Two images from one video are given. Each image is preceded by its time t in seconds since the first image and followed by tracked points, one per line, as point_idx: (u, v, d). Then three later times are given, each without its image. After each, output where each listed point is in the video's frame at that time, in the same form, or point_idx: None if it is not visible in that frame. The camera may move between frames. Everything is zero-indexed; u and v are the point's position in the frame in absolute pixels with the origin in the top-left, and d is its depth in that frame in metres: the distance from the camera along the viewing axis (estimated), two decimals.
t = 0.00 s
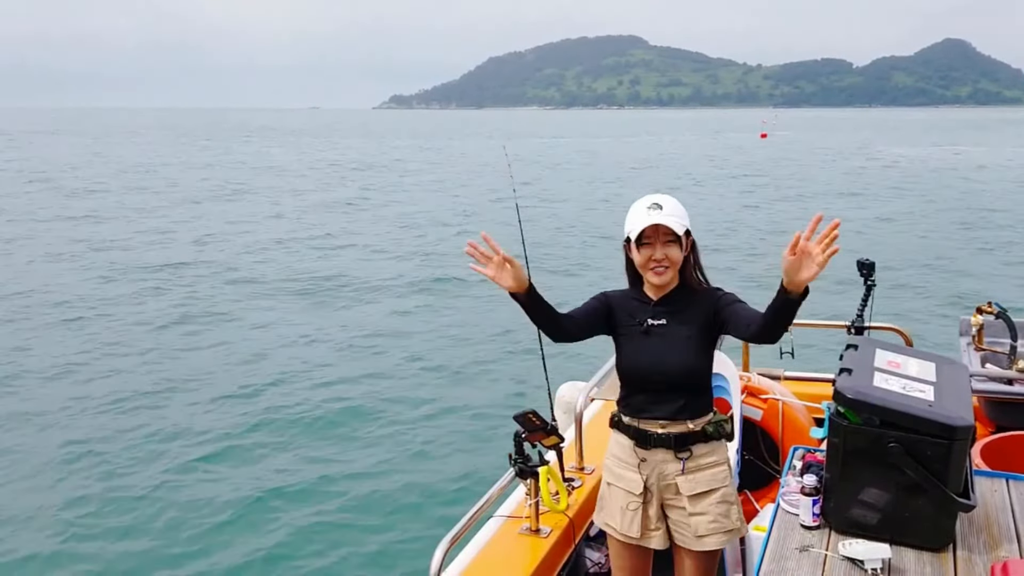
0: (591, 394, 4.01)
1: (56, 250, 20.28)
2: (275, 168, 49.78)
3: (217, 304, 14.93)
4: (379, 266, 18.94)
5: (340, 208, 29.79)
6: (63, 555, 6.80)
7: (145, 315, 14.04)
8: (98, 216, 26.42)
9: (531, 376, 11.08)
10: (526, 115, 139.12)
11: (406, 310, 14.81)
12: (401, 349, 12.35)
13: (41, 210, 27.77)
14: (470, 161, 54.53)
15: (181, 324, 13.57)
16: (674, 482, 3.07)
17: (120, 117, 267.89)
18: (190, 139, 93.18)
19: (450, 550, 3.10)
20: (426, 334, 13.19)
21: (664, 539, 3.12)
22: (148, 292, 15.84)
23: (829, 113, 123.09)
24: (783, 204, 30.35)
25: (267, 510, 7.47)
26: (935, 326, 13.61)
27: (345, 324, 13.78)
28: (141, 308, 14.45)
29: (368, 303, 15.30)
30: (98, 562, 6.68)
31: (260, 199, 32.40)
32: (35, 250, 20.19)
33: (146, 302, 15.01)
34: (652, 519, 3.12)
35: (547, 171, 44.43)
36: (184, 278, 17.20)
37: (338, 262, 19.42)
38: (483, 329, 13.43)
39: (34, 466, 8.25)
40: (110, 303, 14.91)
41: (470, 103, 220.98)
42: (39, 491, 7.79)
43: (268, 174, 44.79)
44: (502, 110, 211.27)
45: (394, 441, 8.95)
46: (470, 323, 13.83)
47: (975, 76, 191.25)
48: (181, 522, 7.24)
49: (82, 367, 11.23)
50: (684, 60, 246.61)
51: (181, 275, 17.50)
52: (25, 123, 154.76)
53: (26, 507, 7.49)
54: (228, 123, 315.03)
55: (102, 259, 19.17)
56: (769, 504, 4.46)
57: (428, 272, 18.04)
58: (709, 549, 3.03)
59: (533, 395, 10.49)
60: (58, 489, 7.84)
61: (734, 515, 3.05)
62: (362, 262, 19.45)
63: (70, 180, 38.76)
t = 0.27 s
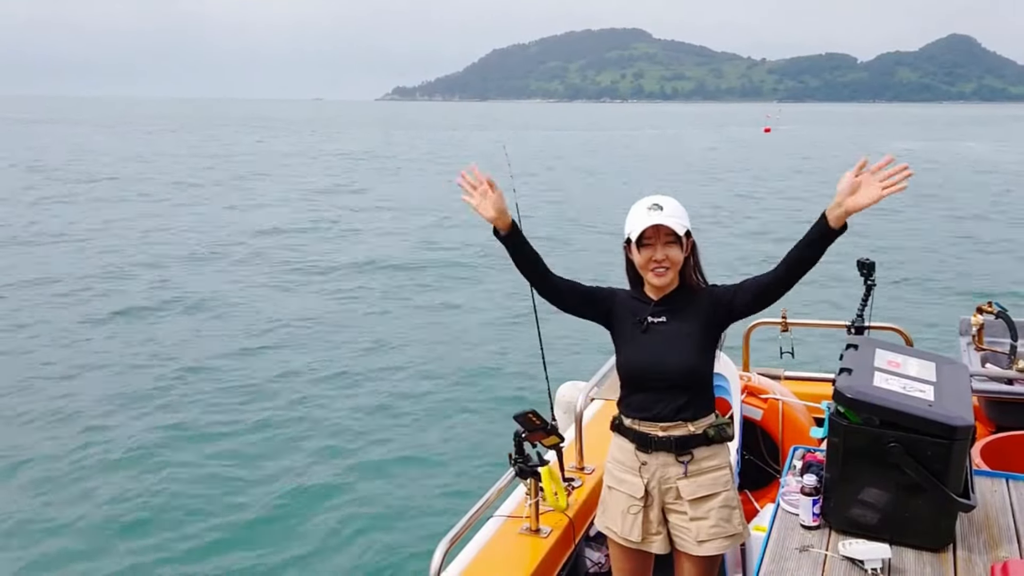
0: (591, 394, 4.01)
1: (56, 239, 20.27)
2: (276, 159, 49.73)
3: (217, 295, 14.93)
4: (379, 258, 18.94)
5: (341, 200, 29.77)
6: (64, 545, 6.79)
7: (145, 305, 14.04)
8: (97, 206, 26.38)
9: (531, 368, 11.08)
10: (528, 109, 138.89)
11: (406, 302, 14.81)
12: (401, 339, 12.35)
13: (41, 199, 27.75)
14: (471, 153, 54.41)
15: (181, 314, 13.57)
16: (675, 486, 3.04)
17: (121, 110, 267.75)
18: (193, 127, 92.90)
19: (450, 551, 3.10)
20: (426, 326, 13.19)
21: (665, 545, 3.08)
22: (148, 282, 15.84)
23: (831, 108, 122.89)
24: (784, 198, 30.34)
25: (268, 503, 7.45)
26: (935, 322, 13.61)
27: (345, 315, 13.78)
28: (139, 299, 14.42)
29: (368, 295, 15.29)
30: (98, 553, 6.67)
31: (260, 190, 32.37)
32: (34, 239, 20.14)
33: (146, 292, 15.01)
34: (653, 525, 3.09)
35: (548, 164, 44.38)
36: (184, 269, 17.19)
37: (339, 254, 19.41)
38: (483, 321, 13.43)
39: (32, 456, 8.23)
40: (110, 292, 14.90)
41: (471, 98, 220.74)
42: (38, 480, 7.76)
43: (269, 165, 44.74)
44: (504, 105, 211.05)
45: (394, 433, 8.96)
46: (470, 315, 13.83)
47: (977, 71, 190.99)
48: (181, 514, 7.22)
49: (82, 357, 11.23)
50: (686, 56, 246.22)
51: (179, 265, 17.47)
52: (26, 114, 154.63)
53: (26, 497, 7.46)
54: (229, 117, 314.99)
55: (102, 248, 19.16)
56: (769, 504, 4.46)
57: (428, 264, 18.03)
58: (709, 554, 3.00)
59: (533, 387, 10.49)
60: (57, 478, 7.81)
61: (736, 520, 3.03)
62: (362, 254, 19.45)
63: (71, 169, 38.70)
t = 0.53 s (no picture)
0: (591, 394, 4.01)
1: (58, 239, 20.27)
2: (277, 158, 49.66)
3: (218, 294, 14.93)
4: (380, 257, 18.94)
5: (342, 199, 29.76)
6: (65, 544, 6.80)
7: (146, 305, 14.05)
8: (98, 206, 26.40)
9: (532, 367, 11.09)
10: (530, 107, 138.69)
11: (407, 300, 14.81)
12: (402, 338, 12.36)
13: (43, 199, 27.75)
14: (473, 151, 54.43)
15: (182, 313, 13.58)
16: (675, 486, 3.04)
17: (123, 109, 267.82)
18: (195, 126, 93.02)
19: (450, 550, 3.10)
20: (427, 324, 13.19)
21: (665, 544, 3.08)
22: (149, 281, 15.84)
23: (835, 104, 122.60)
24: (786, 195, 30.29)
25: (269, 502, 7.46)
26: (937, 318, 13.60)
27: (346, 314, 13.78)
28: (139, 299, 14.43)
29: (370, 293, 15.30)
30: (100, 552, 6.69)
31: (262, 190, 32.37)
32: (35, 239, 20.18)
33: (148, 291, 15.01)
34: (654, 525, 3.09)
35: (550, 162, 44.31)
36: (186, 267, 17.19)
37: (340, 253, 19.40)
38: (484, 319, 13.43)
39: (32, 457, 8.24)
40: (112, 291, 14.91)
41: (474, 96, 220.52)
42: (40, 480, 7.78)
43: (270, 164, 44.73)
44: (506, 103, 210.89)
45: (395, 431, 8.97)
46: (471, 313, 13.84)
47: (981, 67, 190.57)
48: (182, 513, 7.23)
49: (83, 357, 11.25)
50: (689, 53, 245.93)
51: (180, 265, 17.48)
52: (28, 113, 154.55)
53: (26, 499, 7.47)
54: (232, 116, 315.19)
55: (103, 248, 19.16)
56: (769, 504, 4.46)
57: (429, 263, 18.03)
58: (709, 555, 2.99)
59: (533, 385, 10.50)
60: (57, 477, 7.82)
61: (736, 520, 3.03)
62: (363, 253, 19.45)
63: (72, 169, 38.69)
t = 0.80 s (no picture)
0: (591, 393, 4.01)
1: (60, 248, 20.29)
2: (279, 165, 49.64)
3: (219, 300, 14.93)
4: (382, 261, 18.94)
5: (343, 205, 29.74)
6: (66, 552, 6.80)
7: (147, 312, 14.06)
8: (100, 215, 26.41)
9: (533, 369, 11.07)
10: (533, 110, 138.58)
11: (408, 304, 14.80)
12: (402, 341, 12.35)
13: (45, 209, 27.77)
14: (473, 155, 54.43)
15: (183, 319, 13.58)
16: (674, 486, 3.04)
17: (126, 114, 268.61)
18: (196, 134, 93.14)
19: (451, 550, 3.10)
20: (428, 326, 13.18)
21: (665, 544, 3.08)
22: (150, 288, 15.84)
23: (839, 103, 122.33)
24: (788, 194, 30.21)
25: (270, 507, 7.45)
26: (938, 314, 13.58)
27: (347, 319, 13.79)
28: (140, 306, 14.44)
29: (370, 297, 15.29)
30: (101, 558, 6.68)
31: (264, 197, 32.36)
32: (33, 250, 20.15)
33: (149, 299, 15.02)
34: (654, 524, 3.09)
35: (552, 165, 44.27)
36: (187, 274, 17.19)
37: (341, 258, 19.40)
38: (484, 322, 13.42)
39: (32, 465, 8.23)
40: (113, 299, 14.92)
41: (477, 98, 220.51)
42: (41, 487, 7.78)
43: (272, 172, 44.70)
44: (509, 105, 210.70)
45: (396, 434, 8.96)
46: (471, 315, 13.83)
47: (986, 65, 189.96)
48: (183, 519, 7.22)
49: (84, 365, 11.25)
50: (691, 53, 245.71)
51: (181, 272, 17.48)
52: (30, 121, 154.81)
53: (27, 508, 7.45)
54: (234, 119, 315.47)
55: (105, 257, 19.17)
56: (769, 504, 4.46)
57: (431, 267, 18.02)
58: (708, 555, 2.99)
59: (534, 387, 10.48)
60: (57, 485, 7.80)
61: (735, 520, 3.03)
62: (364, 258, 19.45)
63: (75, 179, 38.70)
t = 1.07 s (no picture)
0: (591, 393, 4.02)
1: (64, 264, 20.35)
2: (283, 177, 49.71)
3: (222, 311, 14.95)
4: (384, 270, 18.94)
5: (346, 216, 29.76)
6: (67, 561, 6.80)
7: (150, 323, 14.08)
8: (104, 231, 26.48)
9: (534, 373, 11.07)
10: (536, 117, 138.58)
11: (410, 310, 14.81)
12: (404, 348, 12.36)
13: (49, 226, 27.84)
14: (475, 164, 54.48)
15: (186, 329, 13.61)
16: (674, 486, 3.04)
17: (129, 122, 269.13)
18: (200, 150, 93.50)
19: (451, 550, 3.10)
20: (430, 333, 13.18)
21: (664, 544, 3.08)
22: (153, 301, 15.87)
23: (842, 103, 122.06)
24: (791, 197, 30.15)
25: (270, 511, 7.46)
26: (940, 313, 13.55)
27: (348, 326, 13.80)
28: (144, 318, 14.47)
29: (373, 305, 15.30)
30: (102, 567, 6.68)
31: (267, 210, 32.39)
32: (36, 266, 20.22)
33: (152, 311, 15.05)
34: (653, 525, 3.08)
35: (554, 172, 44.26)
36: (190, 287, 17.23)
37: (344, 268, 19.41)
38: (486, 328, 13.42)
39: (34, 476, 8.25)
40: (116, 312, 14.94)
41: (479, 103, 220.53)
42: (44, 498, 7.80)
43: (276, 185, 44.76)
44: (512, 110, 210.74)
45: (397, 439, 8.97)
46: (473, 321, 13.83)
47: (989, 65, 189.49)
48: (184, 527, 7.23)
49: (87, 376, 11.28)
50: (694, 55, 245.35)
51: (184, 284, 17.52)
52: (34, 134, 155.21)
53: (28, 519, 7.47)
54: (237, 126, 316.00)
55: (109, 271, 19.22)
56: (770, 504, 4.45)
57: (433, 274, 18.02)
58: (707, 555, 2.99)
59: (535, 392, 10.47)
60: (60, 496, 7.82)
61: (734, 520, 3.03)
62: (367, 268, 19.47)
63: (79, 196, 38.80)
